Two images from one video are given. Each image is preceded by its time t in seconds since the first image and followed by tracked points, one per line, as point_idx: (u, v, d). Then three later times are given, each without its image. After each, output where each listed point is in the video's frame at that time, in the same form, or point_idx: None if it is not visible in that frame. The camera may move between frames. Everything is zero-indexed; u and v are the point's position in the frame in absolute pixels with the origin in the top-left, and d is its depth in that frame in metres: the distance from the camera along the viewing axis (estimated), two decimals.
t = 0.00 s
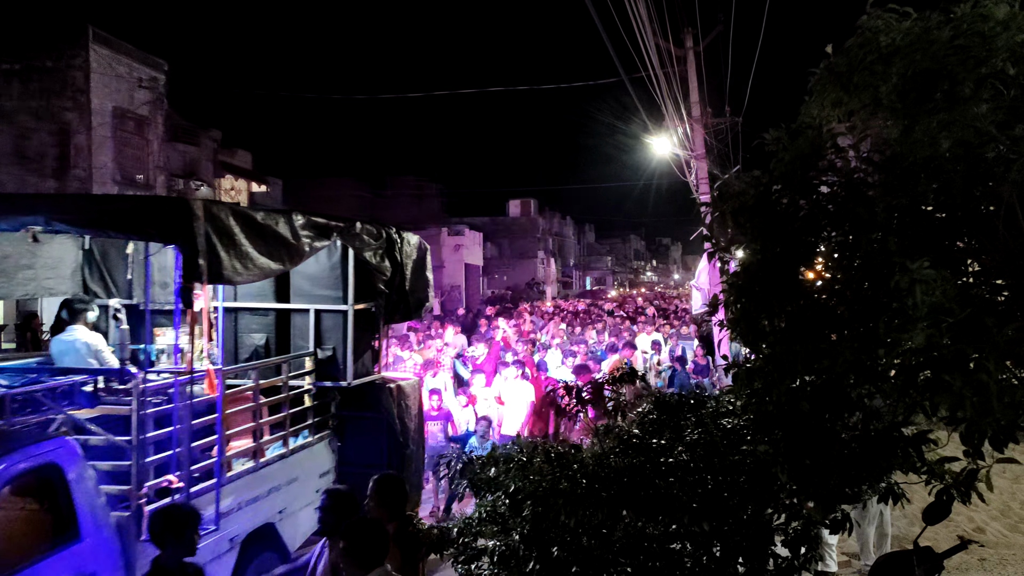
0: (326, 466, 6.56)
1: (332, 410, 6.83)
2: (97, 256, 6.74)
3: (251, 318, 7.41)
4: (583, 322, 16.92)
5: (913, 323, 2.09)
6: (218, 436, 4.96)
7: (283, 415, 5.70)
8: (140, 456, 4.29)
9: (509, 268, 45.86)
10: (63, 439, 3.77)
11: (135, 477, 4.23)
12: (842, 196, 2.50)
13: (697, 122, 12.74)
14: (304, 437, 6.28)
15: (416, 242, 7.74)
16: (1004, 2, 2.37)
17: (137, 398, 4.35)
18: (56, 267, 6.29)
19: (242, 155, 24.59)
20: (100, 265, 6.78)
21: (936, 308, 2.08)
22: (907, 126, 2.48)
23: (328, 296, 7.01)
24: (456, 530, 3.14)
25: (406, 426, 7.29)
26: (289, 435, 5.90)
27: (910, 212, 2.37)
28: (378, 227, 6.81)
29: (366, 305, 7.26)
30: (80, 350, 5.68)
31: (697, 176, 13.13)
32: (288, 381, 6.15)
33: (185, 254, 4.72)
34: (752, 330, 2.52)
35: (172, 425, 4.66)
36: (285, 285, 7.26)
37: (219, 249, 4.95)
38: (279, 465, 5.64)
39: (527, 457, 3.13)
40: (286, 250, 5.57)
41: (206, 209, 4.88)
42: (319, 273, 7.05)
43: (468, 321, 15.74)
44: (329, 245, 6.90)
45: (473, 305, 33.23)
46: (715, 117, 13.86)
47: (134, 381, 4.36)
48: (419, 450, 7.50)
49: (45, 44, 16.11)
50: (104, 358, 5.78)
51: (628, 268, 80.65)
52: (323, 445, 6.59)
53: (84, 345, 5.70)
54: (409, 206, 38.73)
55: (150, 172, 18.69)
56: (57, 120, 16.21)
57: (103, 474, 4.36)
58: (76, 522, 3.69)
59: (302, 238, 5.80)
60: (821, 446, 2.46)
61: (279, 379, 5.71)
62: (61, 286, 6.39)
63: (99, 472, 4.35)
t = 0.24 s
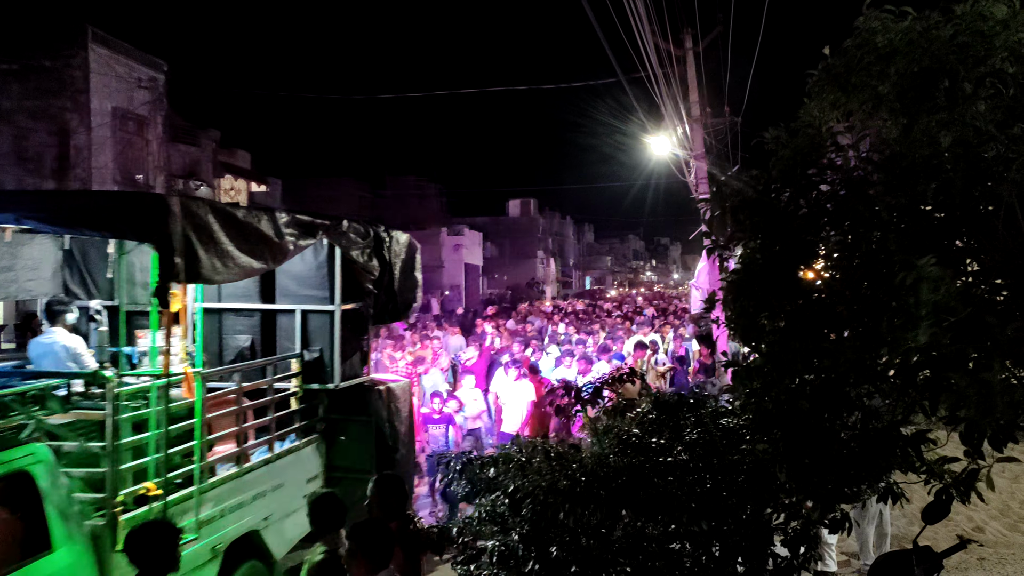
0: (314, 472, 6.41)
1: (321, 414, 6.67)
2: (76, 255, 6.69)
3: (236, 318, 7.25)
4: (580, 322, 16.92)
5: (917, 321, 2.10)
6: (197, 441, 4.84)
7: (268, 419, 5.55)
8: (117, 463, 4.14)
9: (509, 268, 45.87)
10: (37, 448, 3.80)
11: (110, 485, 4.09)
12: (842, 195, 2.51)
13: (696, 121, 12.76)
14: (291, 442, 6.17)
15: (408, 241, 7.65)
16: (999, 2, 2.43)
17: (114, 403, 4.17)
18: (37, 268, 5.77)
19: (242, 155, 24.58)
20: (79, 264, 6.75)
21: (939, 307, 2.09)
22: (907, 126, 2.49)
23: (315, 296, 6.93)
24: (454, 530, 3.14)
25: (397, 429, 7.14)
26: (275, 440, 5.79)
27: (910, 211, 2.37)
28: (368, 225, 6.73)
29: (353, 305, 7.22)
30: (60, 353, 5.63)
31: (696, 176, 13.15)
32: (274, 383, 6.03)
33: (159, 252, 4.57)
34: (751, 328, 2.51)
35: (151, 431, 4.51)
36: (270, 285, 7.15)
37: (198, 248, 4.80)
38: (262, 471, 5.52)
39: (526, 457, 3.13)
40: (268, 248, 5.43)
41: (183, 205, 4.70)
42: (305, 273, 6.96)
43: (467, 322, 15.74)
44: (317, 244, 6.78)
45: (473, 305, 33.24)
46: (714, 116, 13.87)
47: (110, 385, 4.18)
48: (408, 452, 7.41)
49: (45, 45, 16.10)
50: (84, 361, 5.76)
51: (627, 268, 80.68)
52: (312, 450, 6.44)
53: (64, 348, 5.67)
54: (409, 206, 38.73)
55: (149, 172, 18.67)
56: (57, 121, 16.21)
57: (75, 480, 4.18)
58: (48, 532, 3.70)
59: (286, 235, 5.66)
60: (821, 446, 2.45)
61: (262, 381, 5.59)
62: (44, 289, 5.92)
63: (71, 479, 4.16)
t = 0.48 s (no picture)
0: (300, 477, 6.44)
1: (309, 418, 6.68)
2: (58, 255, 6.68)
3: (222, 320, 6.94)
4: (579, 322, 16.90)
5: (917, 319, 2.10)
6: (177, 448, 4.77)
7: (251, 424, 5.53)
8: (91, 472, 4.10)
9: (508, 268, 45.88)
10: (9, 457, 3.77)
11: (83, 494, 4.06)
12: (842, 194, 2.50)
13: (695, 121, 12.75)
14: (278, 447, 6.16)
15: (399, 241, 7.57)
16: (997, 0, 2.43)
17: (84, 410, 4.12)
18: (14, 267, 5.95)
19: (241, 155, 24.58)
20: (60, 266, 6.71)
21: (939, 305, 2.09)
22: (903, 124, 2.49)
23: (303, 296, 6.70)
24: (454, 529, 3.16)
25: (386, 433, 7.16)
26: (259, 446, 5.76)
27: (909, 211, 2.37)
28: (359, 225, 6.62)
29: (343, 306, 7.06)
30: (36, 356, 5.65)
31: (695, 175, 13.14)
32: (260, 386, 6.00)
33: (134, 251, 4.25)
34: (750, 327, 2.55)
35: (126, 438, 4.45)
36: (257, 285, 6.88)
37: (177, 246, 4.53)
38: (245, 479, 5.51)
39: (526, 455, 3.14)
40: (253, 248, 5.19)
41: (161, 202, 4.42)
42: (293, 272, 6.74)
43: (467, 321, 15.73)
44: (305, 243, 6.62)
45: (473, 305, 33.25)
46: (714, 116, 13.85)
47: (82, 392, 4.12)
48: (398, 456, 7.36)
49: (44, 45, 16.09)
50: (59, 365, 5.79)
51: (627, 268, 80.71)
52: (298, 455, 6.46)
53: (39, 351, 5.68)
54: (409, 206, 38.75)
55: (150, 172, 18.68)
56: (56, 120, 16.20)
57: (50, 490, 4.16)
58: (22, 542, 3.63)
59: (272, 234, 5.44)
60: (821, 446, 2.45)
61: (247, 387, 5.54)
62: (21, 289, 6.06)
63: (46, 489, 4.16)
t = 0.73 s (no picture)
0: (288, 483, 6.31)
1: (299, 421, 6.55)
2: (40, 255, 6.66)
3: (208, 321, 6.78)
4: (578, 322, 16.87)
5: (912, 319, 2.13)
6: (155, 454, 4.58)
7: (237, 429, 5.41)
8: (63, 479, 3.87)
9: (508, 268, 45.89)
10: None
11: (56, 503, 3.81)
12: (841, 194, 2.50)
13: (694, 121, 12.74)
14: (266, 452, 6.01)
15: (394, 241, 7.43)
16: None
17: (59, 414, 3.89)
18: None
19: (240, 155, 24.57)
20: (43, 266, 6.72)
21: (934, 304, 2.12)
22: (898, 122, 2.51)
23: (291, 297, 6.57)
24: (454, 530, 3.16)
25: (376, 438, 7.09)
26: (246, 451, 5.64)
27: (910, 211, 2.38)
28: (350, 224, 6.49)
29: (334, 307, 6.90)
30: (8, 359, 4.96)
31: (695, 175, 13.14)
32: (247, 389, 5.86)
33: (110, 250, 4.08)
34: (750, 327, 2.56)
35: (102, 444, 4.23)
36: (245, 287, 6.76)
37: (156, 245, 4.40)
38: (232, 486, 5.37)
39: (527, 455, 3.16)
40: (237, 246, 5.10)
41: (141, 199, 4.30)
42: (281, 273, 6.63)
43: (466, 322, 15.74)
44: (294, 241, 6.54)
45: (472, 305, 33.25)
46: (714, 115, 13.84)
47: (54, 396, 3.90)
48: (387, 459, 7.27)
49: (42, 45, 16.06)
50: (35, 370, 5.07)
51: (626, 268, 80.74)
52: (287, 460, 6.33)
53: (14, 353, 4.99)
54: (409, 206, 38.74)
55: (149, 172, 18.67)
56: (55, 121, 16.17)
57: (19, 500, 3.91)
58: None
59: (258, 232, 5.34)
60: (820, 445, 2.46)
61: (234, 390, 5.42)
62: None
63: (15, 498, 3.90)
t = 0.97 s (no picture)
0: (276, 488, 6.24)
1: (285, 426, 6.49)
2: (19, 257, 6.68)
3: (192, 323, 6.87)
4: (576, 322, 16.86)
5: (902, 322, 2.15)
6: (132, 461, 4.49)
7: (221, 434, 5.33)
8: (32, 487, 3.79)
9: (507, 267, 45.89)
10: None
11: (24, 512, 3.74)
12: (838, 192, 2.51)
13: (694, 120, 12.72)
14: (250, 457, 6.00)
15: (383, 241, 7.40)
16: None
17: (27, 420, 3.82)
18: None
19: (239, 155, 24.58)
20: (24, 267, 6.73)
21: (927, 305, 2.13)
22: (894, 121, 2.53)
23: (277, 298, 6.63)
24: (454, 530, 3.15)
25: (365, 441, 7.04)
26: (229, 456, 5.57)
27: (910, 211, 2.39)
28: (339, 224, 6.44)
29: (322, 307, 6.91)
30: None
31: (695, 175, 13.12)
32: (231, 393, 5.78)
33: (83, 249, 4.05)
34: (748, 327, 2.51)
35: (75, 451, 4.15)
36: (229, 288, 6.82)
37: (131, 244, 4.38)
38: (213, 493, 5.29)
39: (527, 455, 3.17)
40: (216, 245, 5.09)
41: (114, 195, 4.28)
42: (267, 273, 6.67)
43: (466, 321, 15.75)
44: (278, 241, 6.58)
45: (472, 305, 33.25)
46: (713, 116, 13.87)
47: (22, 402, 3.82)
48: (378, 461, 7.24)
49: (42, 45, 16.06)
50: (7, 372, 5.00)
51: (626, 267, 80.75)
52: (272, 466, 6.29)
53: None
54: (408, 206, 38.73)
55: (148, 173, 18.65)
56: (54, 121, 16.17)
57: None
58: None
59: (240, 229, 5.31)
60: (819, 443, 2.46)
61: (217, 394, 5.38)
62: None
63: None
